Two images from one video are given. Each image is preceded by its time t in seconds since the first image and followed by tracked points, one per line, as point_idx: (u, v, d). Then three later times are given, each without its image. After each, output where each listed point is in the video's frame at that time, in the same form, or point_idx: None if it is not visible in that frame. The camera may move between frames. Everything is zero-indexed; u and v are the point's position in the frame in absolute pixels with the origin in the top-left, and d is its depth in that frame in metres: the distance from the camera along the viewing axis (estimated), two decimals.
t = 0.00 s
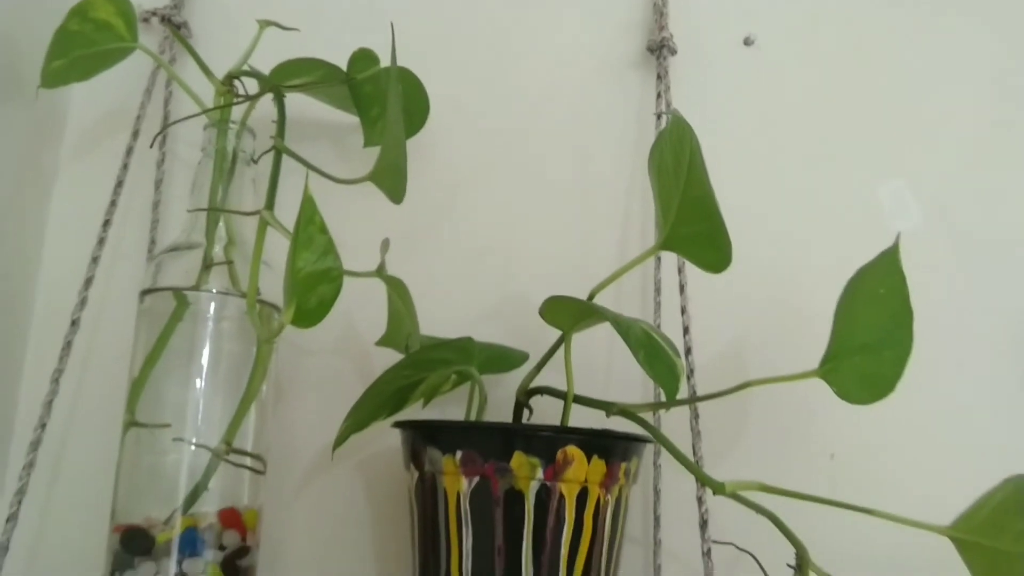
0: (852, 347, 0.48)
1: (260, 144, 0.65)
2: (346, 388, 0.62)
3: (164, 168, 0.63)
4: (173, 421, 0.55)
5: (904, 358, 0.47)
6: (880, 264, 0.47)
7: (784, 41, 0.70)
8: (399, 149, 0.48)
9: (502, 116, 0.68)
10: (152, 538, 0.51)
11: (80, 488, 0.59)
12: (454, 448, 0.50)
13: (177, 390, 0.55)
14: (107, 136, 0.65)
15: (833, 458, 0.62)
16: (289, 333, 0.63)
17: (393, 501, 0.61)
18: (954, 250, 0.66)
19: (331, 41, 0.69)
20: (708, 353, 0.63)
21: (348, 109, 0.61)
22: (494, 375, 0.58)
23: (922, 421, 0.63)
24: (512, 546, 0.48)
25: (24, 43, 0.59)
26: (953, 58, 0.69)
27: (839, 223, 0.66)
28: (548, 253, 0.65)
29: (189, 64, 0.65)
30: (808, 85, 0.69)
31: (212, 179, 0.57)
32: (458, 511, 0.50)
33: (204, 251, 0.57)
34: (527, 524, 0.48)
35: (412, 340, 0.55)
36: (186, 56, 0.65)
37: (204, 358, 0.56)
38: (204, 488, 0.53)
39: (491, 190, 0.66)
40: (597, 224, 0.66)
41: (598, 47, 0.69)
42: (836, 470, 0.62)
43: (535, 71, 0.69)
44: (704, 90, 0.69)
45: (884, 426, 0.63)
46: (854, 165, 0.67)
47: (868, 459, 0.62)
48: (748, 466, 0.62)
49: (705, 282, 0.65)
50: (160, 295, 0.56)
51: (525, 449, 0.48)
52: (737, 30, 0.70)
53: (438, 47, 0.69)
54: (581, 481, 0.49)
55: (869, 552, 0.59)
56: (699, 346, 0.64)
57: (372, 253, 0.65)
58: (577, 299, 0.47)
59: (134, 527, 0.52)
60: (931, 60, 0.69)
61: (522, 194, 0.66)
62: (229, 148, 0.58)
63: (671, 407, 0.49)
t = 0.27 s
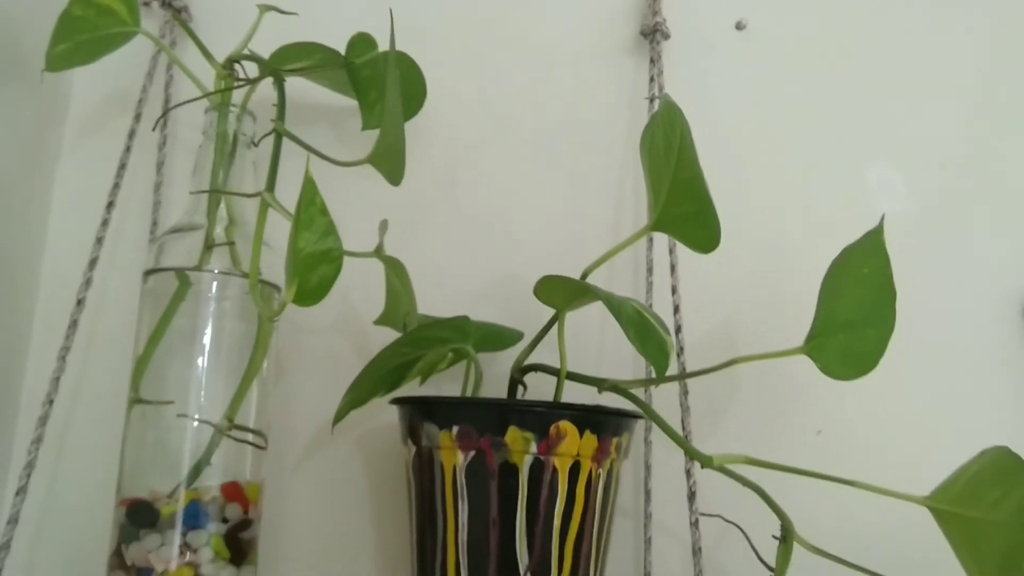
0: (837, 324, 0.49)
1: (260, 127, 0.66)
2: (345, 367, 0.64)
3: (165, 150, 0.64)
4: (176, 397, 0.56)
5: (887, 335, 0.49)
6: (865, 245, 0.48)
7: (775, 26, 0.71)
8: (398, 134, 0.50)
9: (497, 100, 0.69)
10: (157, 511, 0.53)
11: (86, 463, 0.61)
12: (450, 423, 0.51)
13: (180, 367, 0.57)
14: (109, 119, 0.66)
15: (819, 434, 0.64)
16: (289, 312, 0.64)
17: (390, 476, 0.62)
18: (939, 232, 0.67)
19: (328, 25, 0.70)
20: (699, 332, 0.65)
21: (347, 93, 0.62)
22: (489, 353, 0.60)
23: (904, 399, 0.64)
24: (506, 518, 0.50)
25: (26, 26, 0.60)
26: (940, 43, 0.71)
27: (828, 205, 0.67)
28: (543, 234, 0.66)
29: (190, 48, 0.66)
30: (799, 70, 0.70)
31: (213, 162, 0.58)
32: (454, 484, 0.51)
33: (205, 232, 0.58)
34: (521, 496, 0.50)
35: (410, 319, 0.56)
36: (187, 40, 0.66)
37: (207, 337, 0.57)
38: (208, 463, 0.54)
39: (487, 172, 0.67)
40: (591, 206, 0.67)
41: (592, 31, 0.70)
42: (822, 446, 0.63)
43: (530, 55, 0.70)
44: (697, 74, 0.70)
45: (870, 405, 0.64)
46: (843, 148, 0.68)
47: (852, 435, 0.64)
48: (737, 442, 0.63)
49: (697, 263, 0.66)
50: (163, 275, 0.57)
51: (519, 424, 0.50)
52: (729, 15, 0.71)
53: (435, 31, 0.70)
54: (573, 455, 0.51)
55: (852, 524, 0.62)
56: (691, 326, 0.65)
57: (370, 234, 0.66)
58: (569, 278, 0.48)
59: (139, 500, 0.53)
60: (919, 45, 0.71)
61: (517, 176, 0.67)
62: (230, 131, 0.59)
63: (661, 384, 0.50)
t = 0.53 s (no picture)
0: (808, 318, 0.51)
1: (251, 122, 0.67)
2: (334, 358, 0.65)
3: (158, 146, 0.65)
4: (169, 388, 0.58)
5: (857, 328, 0.50)
6: (836, 240, 0.50)
7: (758, 23, 0.72)
8: (385, 133, 0.51)
9: (485, 96, 0.70)
10: (150, 498, 0.54)
11: (81, 452, 0.62)
12: (435, 413, 0.53)
13: (173, 359, 0.58)
14: (103, 114, 0.67)
15: (796, 423, 0.66)
16: (279, 304, 0.66)
17: (379, 464, 0.64)
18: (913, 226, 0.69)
19: (318, 22, 0.71)
20: (680, 325, 0.67)
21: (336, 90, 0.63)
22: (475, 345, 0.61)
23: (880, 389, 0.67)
24: (489, 504, 0.52)
25: (20, 24, 0.61)
26: (919, 41, 0.72)
27: (807, 200, 0.69)
28: (529, 228, 0.68)
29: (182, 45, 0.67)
30: (780, 67, 0.71)
31: (204, 158, 0.59)
32: (439, 472, 0.53)
33: (197, 227, 0.59)
34: (503, 484, 0.52)
35: (397, 312, 0.58)
36: (179, 37, 0.67)
37: (199, 329, 0.59)
38: (200, 452, 0.56)
39: (474, 167, 0.69)
40: (576, 201, 0.68)
41: (578, 28, 0.71)
42: (799, 434, 0.66)
43: (517, 51, 0.71)
44: (681, 71, 0.71)
45: (841, 394, 0.67)
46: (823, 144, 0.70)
47: (829, 424, 0.66)
48: (712, 431, 0.65)
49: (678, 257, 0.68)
50: (156, 268, 0.59)
51: (502, 414, 0.52)
52: (712, 12, 0.72)
53: (423, 28, 0.71)
54: (554, 444, 0.52)
55: (828, 511, 0.63)
56: (672, 318, 0.67)
57: (359, 228, 0.67)
58: (550, 273, 0.50)
59: (133, 488, 0.55)
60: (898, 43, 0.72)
61: (503, 171, 0.69)
62: (221, 127, 0.60)
63: (639, 375, 0.52)
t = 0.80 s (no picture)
0: (783, 315, 0.53)
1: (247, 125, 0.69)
2: (329, 353, 0.67)
3: (158, 146, 0.67)
4: (170, 381, 0.60)
5: (830, 326, 0.52)
6: (809, 241, 0.52)
7: (742, 26, 0.74)
8: (376, 135, 0.53)
9: (475, 96, 0.72)
10: (152, 488, 0.56)
11: (84, 443, 0.65)
12: (425, 406, 0.55)
13: (173, 353, 0.60)
14: (103, 114, 0.69)
15: (777, 415, 0.68)
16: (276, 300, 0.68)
17: (372, 455, 0.66)
18: (890, 224, 0.72)
19: (314, 25, 0.73)
20: (665, 320, 0.69)
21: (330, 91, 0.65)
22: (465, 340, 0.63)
23: (858, 382, 0.69)
24: (477, 493, 0.54)
25: (23, 27, 0.63)
26: (898, 44, 0.74)
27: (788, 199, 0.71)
28: (518, 226, 0.70)
29: (181, 48, 0.69)
30: (763, 69, 0.73)
31: (203, 158, 0.61)
32: (429, 463, 0.55)
33: (196, 225, 0.61)
34: (491, 474, 0.54)
35: (389, 308, 0.60)
36: (178, 40, 0.68)
37: (198, 324, 0.61)
38: (199, 443, 0.58)
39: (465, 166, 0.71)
40: (563, 199, 0.70)
41: (567, 30, 0.73)
42: (781, 426, 0.68)
43: (507, 52, 0.73)
44: (667, 72, 0.73)
45: (819, 386, 0.69)
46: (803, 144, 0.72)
47: (809, 416, 0.68)
48: (696, 423, 0.68)
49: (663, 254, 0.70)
50: (156, 265, 0.61)
51: (489, 407, 0.54)
52: (698, 14, 0.74)
53: (416, 30, 0.73)
54: (539, 436, 0.54)
55: (807, 500, 0.66)
56: (657, 313, 0.69)
57: (353, 226, 0.69)
58: (535, 271, 0.52)
59: (135, 477, 0.57)
60: (878, 45, 0.74)
61: (493, 170, 0.71)
62: (219, 128, 0.62)
63: (621, 369, 0.54)
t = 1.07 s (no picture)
0: (766, 302, 0.55)
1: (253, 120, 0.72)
2: (332, 339, 0.70)
3: (166, 140, 0.69)
4: (180, 367, 0.62)
5: (810, 315, 0.55)
6: (792, 234, 0.54)
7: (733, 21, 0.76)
8: (376, 131, 0.55)
9: (473, 91, 0.74)
10: (163, 468, 0.59)
11: (97, 427, 0.67)
12: (423, 391, 0.58)
13: (183, 340, 0.63)
14: (112, 108, 0.71)
15: (764, 399, 0.71)
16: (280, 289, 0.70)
17: (373, 438, 0.69)
18: (875, 215, 0.74)
19: (316, 20, 0.75)
20: (655, 308, 0.71)
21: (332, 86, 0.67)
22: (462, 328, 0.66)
23: (842, 368, 0.72)
24: (472, 474, 0.57)
25: (34, 24, 0.65)
26: (881, 40, 0.77)
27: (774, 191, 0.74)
28: (514, 217, 0.72)
29: (188, 45, 0.70)
30: (753, 63, 0.75)
31: (210, 153, 0.64)
32: (427, 445, 0.58)
33: (204, 217, 0.64)
34: (486, 455, 0.57)
35: (389, 297, 0.63)
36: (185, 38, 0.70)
37: (206, 312, 0.64)
38: (207, 426, 0.61)
39: (463, 159, 0.73)
40: (558, 191, 0.73)
41: (562, 25, 0.75)
42: (768, 410, 0.71)
43: (504, 47, 0.75)
44: (660, 66, 0.75)
45: (805, 371, 0.72)
46: (790, 137, 0.75)
47: (794, 401, 0.71)
48: (686, 408, 0.70)
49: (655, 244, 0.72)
50: (166, 255, 0.63)
51: (484, 392, 0.56)
52: (690, 10, 0.76)
53: (415, 26, 0.75)
54: (532, 419, 0.57)
55: (790, 481, 0.68)
56: (648, 302, 0.71)
57: (354, 217, 0.72)
58: (527, 262, 0.55)
59: (147, 458, 0.60)
60: (862, 42, 0.77)
61: (490, 163, 0.73)
62: (225, 124, 0.64)
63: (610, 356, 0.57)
